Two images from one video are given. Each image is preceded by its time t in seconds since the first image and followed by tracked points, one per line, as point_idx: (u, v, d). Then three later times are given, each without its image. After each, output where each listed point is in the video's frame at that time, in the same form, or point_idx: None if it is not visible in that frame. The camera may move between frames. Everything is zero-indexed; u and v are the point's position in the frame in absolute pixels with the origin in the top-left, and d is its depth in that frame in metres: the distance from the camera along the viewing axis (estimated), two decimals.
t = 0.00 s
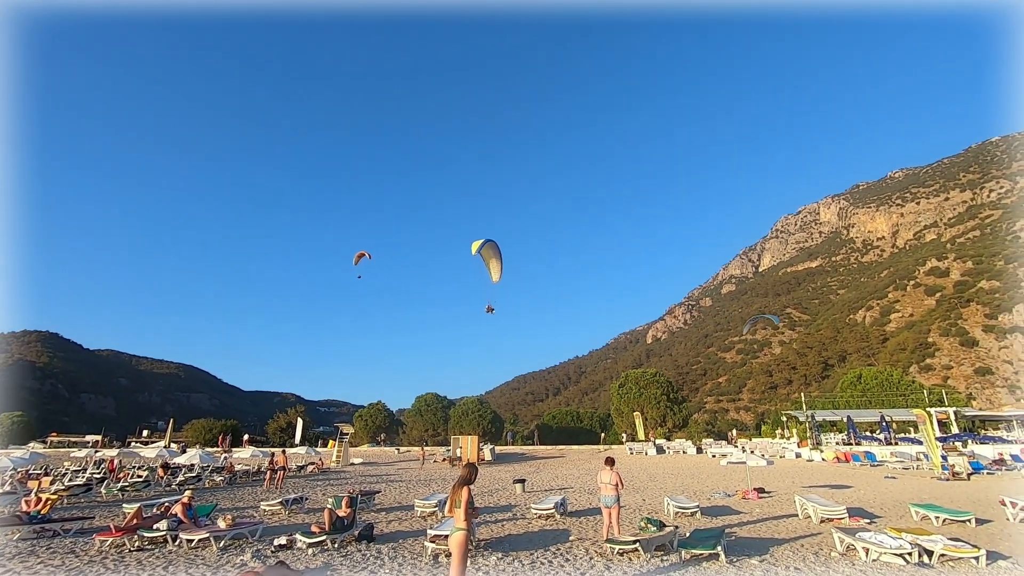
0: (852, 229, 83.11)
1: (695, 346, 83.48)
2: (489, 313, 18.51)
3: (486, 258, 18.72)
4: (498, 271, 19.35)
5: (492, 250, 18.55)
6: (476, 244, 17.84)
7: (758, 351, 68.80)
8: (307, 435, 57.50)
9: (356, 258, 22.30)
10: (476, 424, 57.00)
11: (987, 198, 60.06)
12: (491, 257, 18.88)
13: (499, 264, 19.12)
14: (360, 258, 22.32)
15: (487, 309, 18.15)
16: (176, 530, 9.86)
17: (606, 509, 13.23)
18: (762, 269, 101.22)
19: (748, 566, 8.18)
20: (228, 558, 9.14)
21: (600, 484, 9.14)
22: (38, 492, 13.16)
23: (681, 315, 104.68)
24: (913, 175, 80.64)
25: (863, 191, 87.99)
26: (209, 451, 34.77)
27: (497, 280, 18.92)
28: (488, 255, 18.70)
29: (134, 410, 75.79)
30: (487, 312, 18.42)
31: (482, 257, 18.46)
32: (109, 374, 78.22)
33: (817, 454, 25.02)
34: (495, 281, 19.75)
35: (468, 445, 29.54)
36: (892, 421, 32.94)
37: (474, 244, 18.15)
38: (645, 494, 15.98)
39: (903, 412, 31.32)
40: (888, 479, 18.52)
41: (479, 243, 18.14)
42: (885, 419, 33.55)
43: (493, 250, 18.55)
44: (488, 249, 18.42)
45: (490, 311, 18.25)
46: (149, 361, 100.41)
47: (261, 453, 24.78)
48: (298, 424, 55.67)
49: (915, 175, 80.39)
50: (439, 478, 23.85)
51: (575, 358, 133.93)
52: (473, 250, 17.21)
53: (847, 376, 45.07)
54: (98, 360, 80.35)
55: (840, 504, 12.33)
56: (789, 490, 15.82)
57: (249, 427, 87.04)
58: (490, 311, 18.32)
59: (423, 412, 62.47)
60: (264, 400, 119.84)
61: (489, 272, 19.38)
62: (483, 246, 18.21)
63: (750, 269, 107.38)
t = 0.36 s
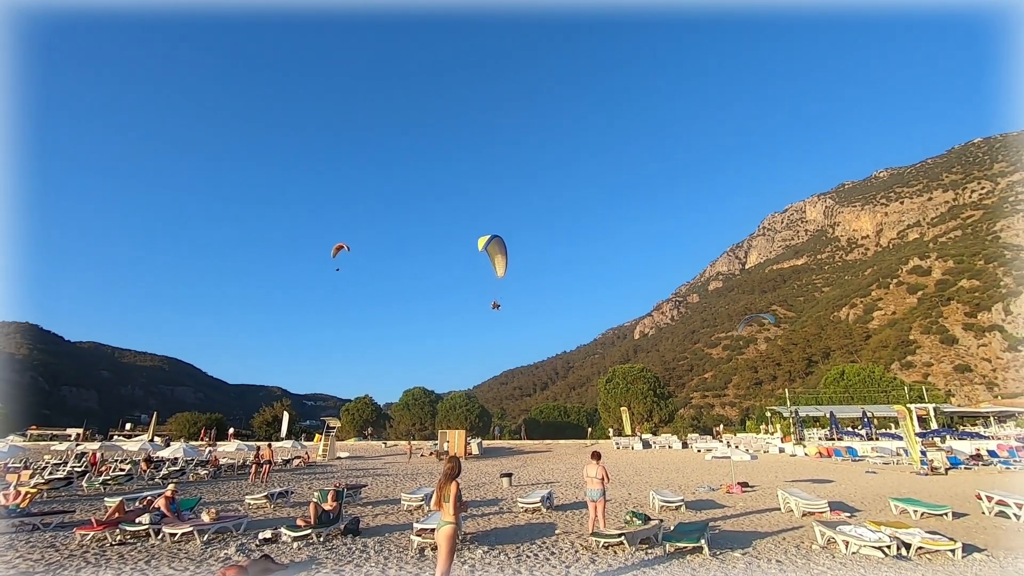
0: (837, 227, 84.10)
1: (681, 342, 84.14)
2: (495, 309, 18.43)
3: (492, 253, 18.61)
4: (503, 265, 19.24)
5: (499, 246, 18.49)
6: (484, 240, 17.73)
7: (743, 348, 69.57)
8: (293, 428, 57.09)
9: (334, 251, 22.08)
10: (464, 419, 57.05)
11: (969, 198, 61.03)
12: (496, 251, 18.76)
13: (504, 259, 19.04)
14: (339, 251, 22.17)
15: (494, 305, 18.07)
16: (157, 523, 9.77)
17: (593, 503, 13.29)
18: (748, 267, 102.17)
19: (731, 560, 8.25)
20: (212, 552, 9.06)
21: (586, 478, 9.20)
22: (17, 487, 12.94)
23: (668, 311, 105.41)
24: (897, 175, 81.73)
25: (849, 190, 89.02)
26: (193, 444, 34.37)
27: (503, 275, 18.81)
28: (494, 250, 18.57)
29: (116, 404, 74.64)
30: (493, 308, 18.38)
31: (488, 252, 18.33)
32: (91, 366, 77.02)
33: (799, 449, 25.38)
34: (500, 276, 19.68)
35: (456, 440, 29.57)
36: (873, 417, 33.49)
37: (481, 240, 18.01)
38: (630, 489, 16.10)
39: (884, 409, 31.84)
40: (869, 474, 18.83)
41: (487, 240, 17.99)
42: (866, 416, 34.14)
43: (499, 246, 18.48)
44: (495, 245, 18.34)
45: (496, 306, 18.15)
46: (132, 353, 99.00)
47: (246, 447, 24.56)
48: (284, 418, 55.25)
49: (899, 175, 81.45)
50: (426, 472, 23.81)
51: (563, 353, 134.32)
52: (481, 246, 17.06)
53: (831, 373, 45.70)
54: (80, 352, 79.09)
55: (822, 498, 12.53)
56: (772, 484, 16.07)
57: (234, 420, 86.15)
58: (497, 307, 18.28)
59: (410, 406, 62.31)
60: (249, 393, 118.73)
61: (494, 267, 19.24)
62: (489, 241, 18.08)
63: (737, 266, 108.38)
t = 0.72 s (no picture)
0: (822, 225, 85.15)
1: (668, 338, 84.77)
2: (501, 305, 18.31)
3: (497, 249, 18.51)
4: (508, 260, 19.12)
5: (504, 241, 18.37)
6: (489, 236, 17.63)
7: (728, 344, 70.32)
8: (279, 423, 56.65)
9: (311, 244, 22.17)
10: (451, 414, 57.07)
11: (950, 198, 62.12)
12: (501, 247, 18.66)
13: (509, 255, 18.96)
14: (315, 243, 22.19)
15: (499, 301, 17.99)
16: (139, 519, 9.63)
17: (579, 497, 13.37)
18: (734, 264, 103.14)
19: (714, 553, 8.33)
20: (194, 547, 8.98)
21: (572, 472, 9.26)
22: None
23: (655, 307, 106.10)
24: (881, 174, 82.92)
25: (833, 189, 90.10)
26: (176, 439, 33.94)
27: (509, 271, 18.69)
28: (499, 246, 18.48)
29: (98, 398, 73.52)
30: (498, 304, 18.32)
31: (493, 248, 18.20)
32: (72, 360, 75.65)
33: (782, 444, 25.74)
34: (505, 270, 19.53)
35: (443, 434, 29.56)
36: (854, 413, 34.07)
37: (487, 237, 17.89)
38: (615, 483, 16.24)
39: (865, 404, 32.38)
40: (850, 468, 19.14)
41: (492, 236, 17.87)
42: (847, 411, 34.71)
43: (504, 241, 18.33)
44: (499, 241, 18.22)
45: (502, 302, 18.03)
46: (114, 347, 97.49)
47: (231, 442, 24.32)
48: (269, 412, 54.76)
49: (882, 174, 82.70)
50: (413, 467, 23.77)
51: (550, 348, 134.78)
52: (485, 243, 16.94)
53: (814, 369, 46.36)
54: (60, 346, 77.70)
55: (803, 493, 12.73)
56: (754, 479, 16.29)
57: (219, 415, 85.23)
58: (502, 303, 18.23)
59: (398, 401, 62.14)
60: (234, 388, 117.53)
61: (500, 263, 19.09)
62: (494, 237, 18.00)
63: (723, 263, 109.37)
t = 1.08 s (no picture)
0: (806, 224, 86.15)
1: (654, 334, 85.29)
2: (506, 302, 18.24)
3: (501, 246, 18.37)
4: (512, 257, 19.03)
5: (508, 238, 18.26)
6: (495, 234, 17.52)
7: (714, 341, 70.92)
8: (264, 419, 56.10)
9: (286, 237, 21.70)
10: (438, 410, 57.02)
11: (931, 198, 63.17)
12: (505, 244, 18.54)
13: (513, 251, 18.86)
14: (290, 237, 21.75)
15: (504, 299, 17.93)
16: (120, 517, 9.47)
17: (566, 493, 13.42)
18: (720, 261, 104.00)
19: (698, 547, 8.42)
20: (177, 545, 8.88)
21: (558, 469, 9.30)
22: None
23: (642, 304, 106.73)
24: (864, 174, 84.08)
25: (817, 188, 91.12)
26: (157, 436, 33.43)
27: (513, 268, 18.63)
28: (503, 243, 18.36)
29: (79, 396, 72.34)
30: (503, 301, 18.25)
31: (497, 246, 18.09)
32: (51, 355, 74.22)
33: (766, 439, 26.06)
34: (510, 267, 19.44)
35: (429, 431, 29.47)
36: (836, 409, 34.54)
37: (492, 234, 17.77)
38: (601, 479, 16.33)
39: (846, 400, 32.88)
40: (832, 464, 19.42)
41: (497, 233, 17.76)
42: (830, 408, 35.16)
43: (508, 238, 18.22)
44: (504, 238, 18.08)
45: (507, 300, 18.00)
46: (94, 342, 95.66)
47: (215, 438, 24.01)
48: (253, 408, 54.19)
49: (866, 174, 83.88)
50: (399, 463, 23.69)
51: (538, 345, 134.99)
52: (490, 241, 16.79)
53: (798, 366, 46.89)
54: (39, 341, 76.17)
55: (786, 488, 12.91)
56: (738, 474, 16.51)
57: (203, 411, 84.12)
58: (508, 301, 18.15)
59: (384, 397, 61.84)
60: (218, 384, 116.12)
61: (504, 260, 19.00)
62: (499, 235, 17.86)
63: (709, 261, 110.27)
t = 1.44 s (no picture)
0: (792, 223, 87.12)
1: (642, 332, 85.78)
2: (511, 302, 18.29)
3: (506, 245, 18.38)
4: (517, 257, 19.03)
5: (514, 238, 18.28)
6: (498, 232, 17.61)
7: (701, 338, 71.42)
8: (250, 417, 55.59)
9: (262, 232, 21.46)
10: (426, 407, 57.00)
11: (914, 198, 64.17)
12: (510, 244, 18.55)
13: (517, 251, 18.86)
14: (267, 231, 21.54)
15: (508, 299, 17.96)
16: (101, 516, 9.34)
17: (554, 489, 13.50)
18: (707, 260, 104.85)
19: (685, 544, 8.47)
20: (160, 544, 8.77)
21: (546, 465, 9.34)
22: None
23: (629, 302, 107.34)
24: (849, 174, 85.17)
25: (803, 188, 92.12)
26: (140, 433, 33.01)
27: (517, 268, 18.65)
28: (507, 242, 18.35)
29: (60, 394, 71.04)
30: (508, 302, 18.33)
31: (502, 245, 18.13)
32: (32, 352, 72.99)
33: (751, 436, 26.38)
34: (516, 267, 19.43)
35: (417, 428, 29.45)
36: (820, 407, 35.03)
37: (497, 233, 17.81)
38: (588, 476, 16.41)
39: (830, 398, 33.33)
40: (815, 460, 19.70)
41: (502, 232, 17.80)
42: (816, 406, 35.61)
43: (513, 238, 18.23)
44: (509, 238, 18.12)
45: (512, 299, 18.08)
46: (75, 339, 93.92)
47: (200, 435, 23.75)
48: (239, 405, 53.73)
49: (850, 174, 84.98)
50: (386, 461, 23.57)
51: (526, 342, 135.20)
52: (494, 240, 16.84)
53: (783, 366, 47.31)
54: (19, 338, 74.87)
55: (770, 483, 13.09)
56: (724, 471, 16.67)
57: (187, 409, 83.13)
58: (511, 301, 18.25)
59: (372, 394, 61.57)
60: (203, 381, 114.86)
61: (510, 260, 19.01)
62: (503, 234, 17.90)
63: (696, 259, 111.16)
